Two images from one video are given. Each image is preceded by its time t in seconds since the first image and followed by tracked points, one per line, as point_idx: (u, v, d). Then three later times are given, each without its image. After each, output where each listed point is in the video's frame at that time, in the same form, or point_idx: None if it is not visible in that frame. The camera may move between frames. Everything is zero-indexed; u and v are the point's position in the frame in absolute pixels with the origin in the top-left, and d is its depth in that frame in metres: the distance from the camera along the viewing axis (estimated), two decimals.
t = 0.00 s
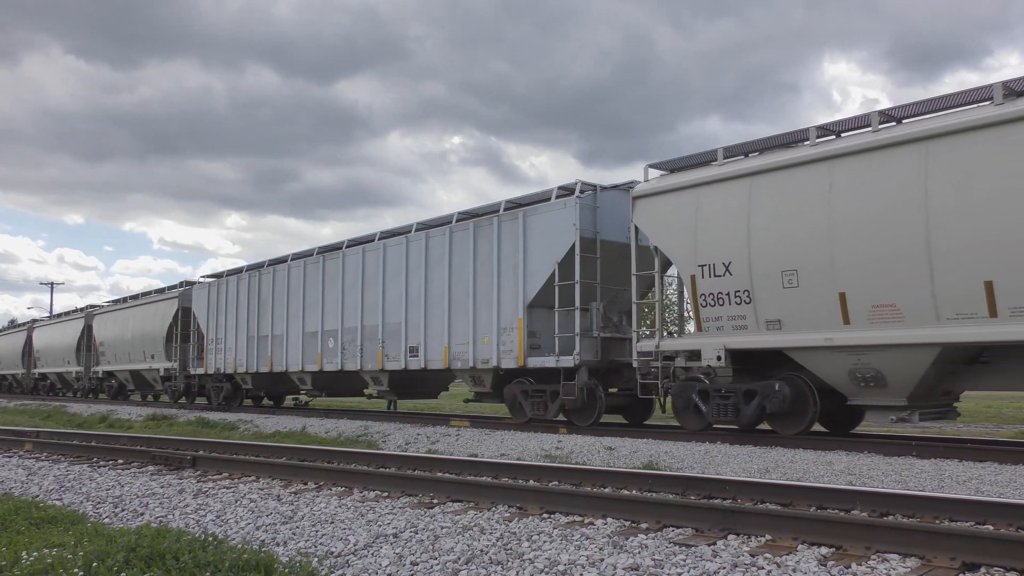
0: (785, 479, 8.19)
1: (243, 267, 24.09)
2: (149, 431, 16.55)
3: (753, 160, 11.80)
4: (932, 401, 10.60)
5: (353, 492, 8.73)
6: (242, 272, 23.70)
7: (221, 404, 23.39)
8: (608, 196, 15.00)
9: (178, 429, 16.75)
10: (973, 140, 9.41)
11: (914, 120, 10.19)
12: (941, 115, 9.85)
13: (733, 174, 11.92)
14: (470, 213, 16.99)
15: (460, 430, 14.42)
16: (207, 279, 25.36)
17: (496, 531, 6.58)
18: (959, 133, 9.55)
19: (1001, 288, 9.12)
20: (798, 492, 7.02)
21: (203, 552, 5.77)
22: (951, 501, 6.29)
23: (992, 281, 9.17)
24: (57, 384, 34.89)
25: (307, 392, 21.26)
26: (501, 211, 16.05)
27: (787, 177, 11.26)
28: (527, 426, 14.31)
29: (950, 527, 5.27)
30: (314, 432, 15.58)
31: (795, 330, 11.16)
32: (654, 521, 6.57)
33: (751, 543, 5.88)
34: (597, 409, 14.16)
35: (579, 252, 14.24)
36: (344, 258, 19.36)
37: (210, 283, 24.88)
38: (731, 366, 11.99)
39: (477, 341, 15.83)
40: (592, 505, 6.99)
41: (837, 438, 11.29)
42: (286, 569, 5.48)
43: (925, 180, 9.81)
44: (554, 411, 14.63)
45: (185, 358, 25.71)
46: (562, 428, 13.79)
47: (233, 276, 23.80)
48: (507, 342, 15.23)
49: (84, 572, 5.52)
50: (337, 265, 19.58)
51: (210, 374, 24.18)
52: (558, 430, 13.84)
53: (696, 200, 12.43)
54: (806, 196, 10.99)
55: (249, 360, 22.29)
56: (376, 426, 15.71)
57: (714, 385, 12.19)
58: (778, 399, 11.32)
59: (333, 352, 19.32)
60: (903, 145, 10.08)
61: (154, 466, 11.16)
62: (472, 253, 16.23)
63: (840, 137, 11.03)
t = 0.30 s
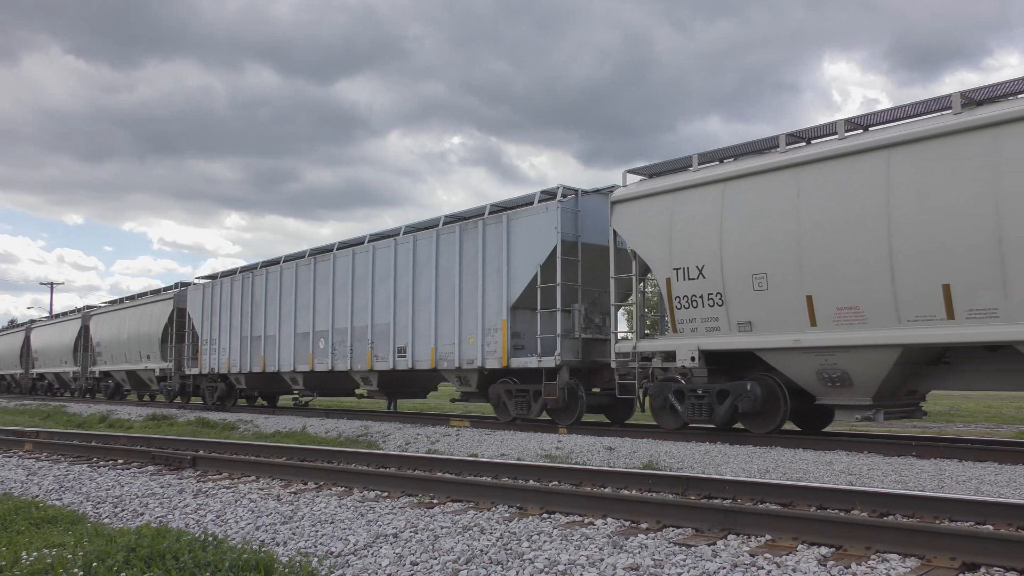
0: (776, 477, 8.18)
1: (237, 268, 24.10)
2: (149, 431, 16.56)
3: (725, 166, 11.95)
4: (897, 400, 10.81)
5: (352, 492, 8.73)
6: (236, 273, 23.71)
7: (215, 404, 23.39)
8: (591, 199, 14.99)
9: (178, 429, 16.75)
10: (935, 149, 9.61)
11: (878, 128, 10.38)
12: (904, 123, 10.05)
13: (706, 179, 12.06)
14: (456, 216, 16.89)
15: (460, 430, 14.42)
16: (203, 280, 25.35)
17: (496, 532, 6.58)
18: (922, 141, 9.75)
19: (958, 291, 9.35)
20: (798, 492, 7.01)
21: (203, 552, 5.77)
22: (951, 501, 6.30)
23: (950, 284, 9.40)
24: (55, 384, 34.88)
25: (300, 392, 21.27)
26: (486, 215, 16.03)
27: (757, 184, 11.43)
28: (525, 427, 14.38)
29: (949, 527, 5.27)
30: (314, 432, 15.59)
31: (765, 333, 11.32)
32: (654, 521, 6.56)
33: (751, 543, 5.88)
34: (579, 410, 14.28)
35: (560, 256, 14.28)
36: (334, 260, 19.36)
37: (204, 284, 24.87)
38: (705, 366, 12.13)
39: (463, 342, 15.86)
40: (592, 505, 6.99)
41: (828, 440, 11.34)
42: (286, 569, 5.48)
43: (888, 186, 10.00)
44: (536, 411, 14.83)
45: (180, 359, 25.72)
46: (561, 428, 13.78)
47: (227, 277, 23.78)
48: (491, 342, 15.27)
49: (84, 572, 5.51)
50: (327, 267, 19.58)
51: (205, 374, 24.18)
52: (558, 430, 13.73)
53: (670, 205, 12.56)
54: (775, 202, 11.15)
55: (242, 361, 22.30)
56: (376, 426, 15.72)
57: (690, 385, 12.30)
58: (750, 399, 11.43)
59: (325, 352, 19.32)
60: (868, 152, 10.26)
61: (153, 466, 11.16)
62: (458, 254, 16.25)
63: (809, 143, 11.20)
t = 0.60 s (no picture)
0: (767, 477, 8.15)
1: (231, 270, 24.11)
2: (149, 431, 16.57)
3: (700, 171, 12.17)
4: (864, 400, 11.07)
5: (353, 493, 8.74)
6: (230, 275, 23.71)
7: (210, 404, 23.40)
8: (574, 204, 15.07)
9: (178, 429, 16.77)
10: (898, 157, 9.90)
11: (844, 137, 10.67)
12: (869, 132, 10.34)
13: (682, 185, 12.28)
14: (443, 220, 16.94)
15: (460, 430, 14.43)
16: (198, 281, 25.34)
17: (497, 532, 6.59)
18: (886, 149, 10.04)
19: (918, 294, 9.63)
20: (798, 492, 7.01)
21: (203, 552, 5.77)
22: (951, 501, 6.31)
23: (910, 286, 9.68)
24: (54, 385, 34.88)
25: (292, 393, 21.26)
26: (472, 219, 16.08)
27: (729, 190, 11.69)
28: (527, 427, 14.18)
29: (949, 527, 5.28)
30: (314, 432, 15.60)
31: (737, 335, 11.53)
32: (654, 521, 6.56)
33: (751, 543, 5.89)
34: (560, 409, 14.34)
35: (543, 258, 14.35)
36: (325, 262, 19.37)
37: (199, 285, 24.85)
38: (681, 367, 12.32)
39: (449, 343, 15.90)
40: (592, 505, 7.00)
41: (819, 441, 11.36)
42: (287, 569, 5.49)
43: (853, 192, 10.27)
44: (520, 411, 14.83)
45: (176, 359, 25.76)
46: (561, 428, 13.67)
47: (222, 278, 23.77)
48: (476, 342, 15.31)
49: (84, 572, 5.52)
50: (318, 269, 19.59)
51: (200, 374, 24.18)
52: (559, 430, 13.60)
53: (647, 209, 12.77)
54: (746, 208, 11.42)
55: (236, 361, 22.32)
56: (376, 426, 15.73)
57: (667, 385, 12.49)
58: (723, 399, 11.66)
59: (316, 353, 19.32)
60: (836, 160, 10.53)
61: (153, 466, 11.17)
62: (445, 256, 16.28)
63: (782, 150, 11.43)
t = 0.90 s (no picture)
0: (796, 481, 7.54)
1: (227, 270, 23.50)
2: (149, 431, 16.00)
3: (682, 172, 11.48)
4: (835, 399, 10.33)
5: (353, 493, 8.17)
6: (225, 275, 23.10)
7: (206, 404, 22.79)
8: (558, 206, 14.54)
9: (177, 429, 16.20)
10: (863, 157, 9.28)
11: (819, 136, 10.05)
12: (854, 130, 9.70)
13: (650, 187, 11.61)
14: (433, 223, 16.36)
15: (461, 430, 13.85)
16: (196, 280, 24.73)
17: (496, 531, 6.01)
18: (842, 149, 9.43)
19: (881, 297, 9.04)
20: (799, 491, 6.44)
21: (204, 551, 5.21)
22: (951, 500, 5.77)
23: (874, 290, 9.07)
24: (53, 385, 34.27)
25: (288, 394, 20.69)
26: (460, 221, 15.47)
27: (699, 192, 11.01)
28: (531, 427, 13.40)
29: (948, 526, 4.78)
30: (314, 432, 15.03)
31: (710, 339, 10.84)
32: (654, 521, 5.99)
33: (751, 544, 5.34)
34: (544, 409, 13.97)
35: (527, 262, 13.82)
36: (318, 263, 18.76)
37: (195, 286, 24.17)
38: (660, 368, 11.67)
39: (437, 343, 15.33)
40: (592, 505, 6.42)
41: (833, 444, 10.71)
42: (288, 569, 4.93)
43: (813, 192, 9.66)
44: (505, 411, 14.33)
45: (172, 359, 25.16)
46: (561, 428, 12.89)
47: (217, 279, 23.13)
48: (462, 343, 14.75)
49: (84, 573, 4.95)
50: (310, 271, 18.96)
51: (195, 374, 23.57)
52: (558, 429, 12.85)
53: (618, 213, 12.11)
54: (717, 212, 10.68)
55: (230, 361, 21.72)
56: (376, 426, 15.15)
57: (645, 385, 11.72)
58: (699, 399, 11.00)
59: (308, 353, 18.69)
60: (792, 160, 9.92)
61: (154, 466, 10.59)
62: (433, 257, 15.69)
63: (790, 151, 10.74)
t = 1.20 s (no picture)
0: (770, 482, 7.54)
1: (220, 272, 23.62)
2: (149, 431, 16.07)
3: (658, 179, 11.65)
4: (806, 400, 10.49)
5: (353, 493, 8.28)
6: (219, 277, 23.22)
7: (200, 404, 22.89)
8: (542, 210, 14.71)
9: (177, 429, 16.29)
10: (830, 166, 9.49)
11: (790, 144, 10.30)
12: (822, 138, 9.93)
13: (628, 194, 11.82)
14: (421, 226, 16.50)
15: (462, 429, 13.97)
16: (191, 282, 24.80)
17: (496, 531, 6.13)
18: (811, 157, 9.64)
19: (847, 299, 9.26)
20: (798, 491, 6.53)
21: (204, 551, 5.32)
22: (951, 500, 5.86)
23: (840, 293, 9.29)
24: (50, 385, 34.37)
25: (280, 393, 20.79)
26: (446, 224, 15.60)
27: (674, 197, 11.21)
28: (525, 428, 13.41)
29: (948, 526, 4.87)
30: (314, 432, 15.14)
31: (684, 339, 11.01)
32: (654, 520, 6.11)
33: (750, 543, 5.43)
34: (528, 408, 14.10)
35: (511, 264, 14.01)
36: (309, 265, 18.87)
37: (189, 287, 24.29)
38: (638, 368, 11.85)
39: (423, 344, 15.46)
40: (592, 505, 6.51)
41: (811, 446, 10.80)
42: (289, 569, 5.02)
43: (784, 198, 9.88)
44: (490, 409, 14.45)
45: (167, 360, 25.25)
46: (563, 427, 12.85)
47: (211, 280, 23.24)
48: (448, 344, 14.88)
49: (84, 573, 5.06)
50: (302, 273, 19.06)
51: (190, 374, 23.67)
52: (558, 430, 12.69)
53: (597, 219, 12.30)
54: (690, 217, 10.88)
55: (224, 362, 21.84)
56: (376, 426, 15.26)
57: (625, 385, 11.92)
58: (675, 399, 11.18)
59: (300, 354, 18.80)
60: (764, 167, 10.12)
61: (154, 466, 10.71)
62: (420, 259, 15.82)
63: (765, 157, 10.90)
